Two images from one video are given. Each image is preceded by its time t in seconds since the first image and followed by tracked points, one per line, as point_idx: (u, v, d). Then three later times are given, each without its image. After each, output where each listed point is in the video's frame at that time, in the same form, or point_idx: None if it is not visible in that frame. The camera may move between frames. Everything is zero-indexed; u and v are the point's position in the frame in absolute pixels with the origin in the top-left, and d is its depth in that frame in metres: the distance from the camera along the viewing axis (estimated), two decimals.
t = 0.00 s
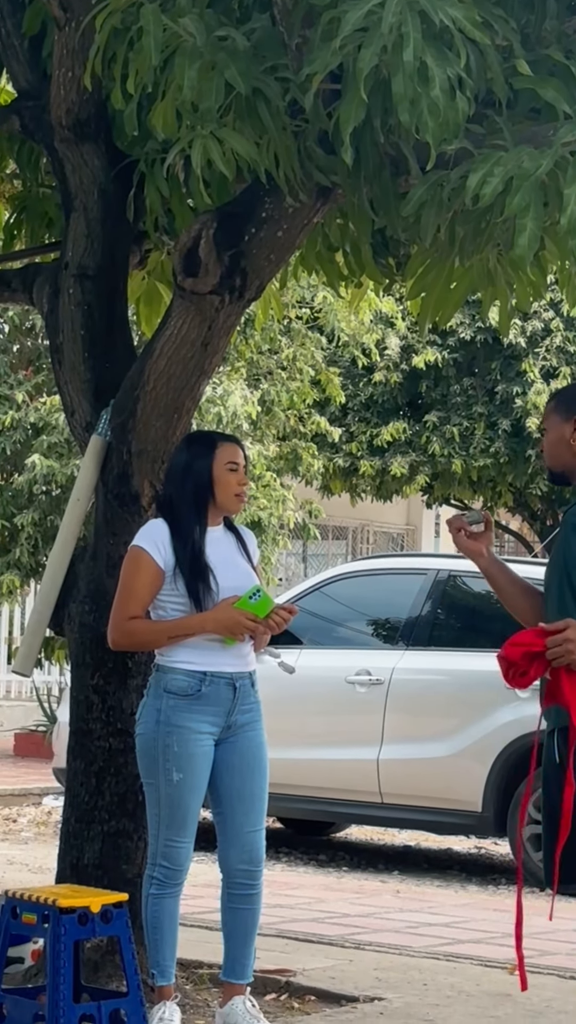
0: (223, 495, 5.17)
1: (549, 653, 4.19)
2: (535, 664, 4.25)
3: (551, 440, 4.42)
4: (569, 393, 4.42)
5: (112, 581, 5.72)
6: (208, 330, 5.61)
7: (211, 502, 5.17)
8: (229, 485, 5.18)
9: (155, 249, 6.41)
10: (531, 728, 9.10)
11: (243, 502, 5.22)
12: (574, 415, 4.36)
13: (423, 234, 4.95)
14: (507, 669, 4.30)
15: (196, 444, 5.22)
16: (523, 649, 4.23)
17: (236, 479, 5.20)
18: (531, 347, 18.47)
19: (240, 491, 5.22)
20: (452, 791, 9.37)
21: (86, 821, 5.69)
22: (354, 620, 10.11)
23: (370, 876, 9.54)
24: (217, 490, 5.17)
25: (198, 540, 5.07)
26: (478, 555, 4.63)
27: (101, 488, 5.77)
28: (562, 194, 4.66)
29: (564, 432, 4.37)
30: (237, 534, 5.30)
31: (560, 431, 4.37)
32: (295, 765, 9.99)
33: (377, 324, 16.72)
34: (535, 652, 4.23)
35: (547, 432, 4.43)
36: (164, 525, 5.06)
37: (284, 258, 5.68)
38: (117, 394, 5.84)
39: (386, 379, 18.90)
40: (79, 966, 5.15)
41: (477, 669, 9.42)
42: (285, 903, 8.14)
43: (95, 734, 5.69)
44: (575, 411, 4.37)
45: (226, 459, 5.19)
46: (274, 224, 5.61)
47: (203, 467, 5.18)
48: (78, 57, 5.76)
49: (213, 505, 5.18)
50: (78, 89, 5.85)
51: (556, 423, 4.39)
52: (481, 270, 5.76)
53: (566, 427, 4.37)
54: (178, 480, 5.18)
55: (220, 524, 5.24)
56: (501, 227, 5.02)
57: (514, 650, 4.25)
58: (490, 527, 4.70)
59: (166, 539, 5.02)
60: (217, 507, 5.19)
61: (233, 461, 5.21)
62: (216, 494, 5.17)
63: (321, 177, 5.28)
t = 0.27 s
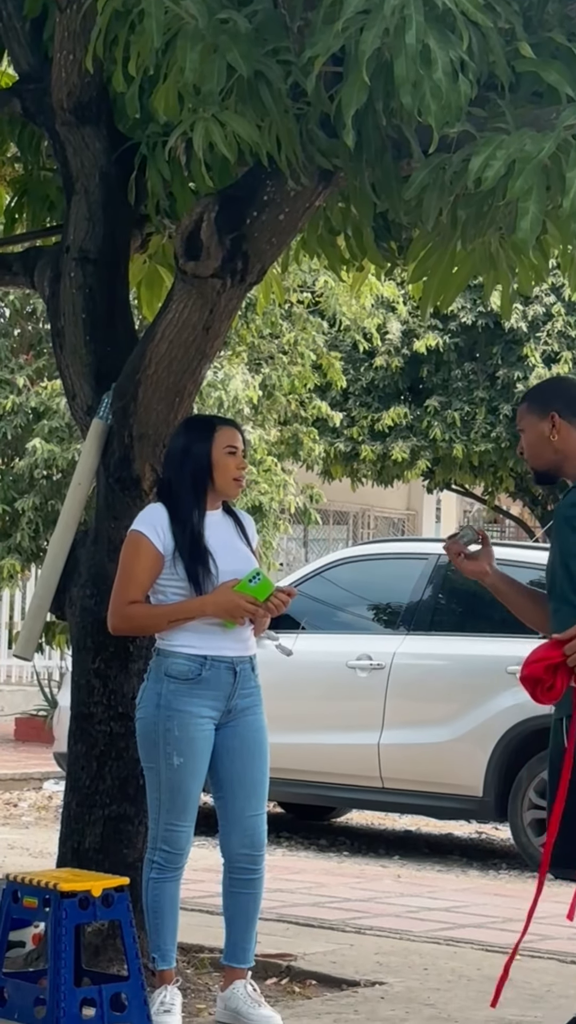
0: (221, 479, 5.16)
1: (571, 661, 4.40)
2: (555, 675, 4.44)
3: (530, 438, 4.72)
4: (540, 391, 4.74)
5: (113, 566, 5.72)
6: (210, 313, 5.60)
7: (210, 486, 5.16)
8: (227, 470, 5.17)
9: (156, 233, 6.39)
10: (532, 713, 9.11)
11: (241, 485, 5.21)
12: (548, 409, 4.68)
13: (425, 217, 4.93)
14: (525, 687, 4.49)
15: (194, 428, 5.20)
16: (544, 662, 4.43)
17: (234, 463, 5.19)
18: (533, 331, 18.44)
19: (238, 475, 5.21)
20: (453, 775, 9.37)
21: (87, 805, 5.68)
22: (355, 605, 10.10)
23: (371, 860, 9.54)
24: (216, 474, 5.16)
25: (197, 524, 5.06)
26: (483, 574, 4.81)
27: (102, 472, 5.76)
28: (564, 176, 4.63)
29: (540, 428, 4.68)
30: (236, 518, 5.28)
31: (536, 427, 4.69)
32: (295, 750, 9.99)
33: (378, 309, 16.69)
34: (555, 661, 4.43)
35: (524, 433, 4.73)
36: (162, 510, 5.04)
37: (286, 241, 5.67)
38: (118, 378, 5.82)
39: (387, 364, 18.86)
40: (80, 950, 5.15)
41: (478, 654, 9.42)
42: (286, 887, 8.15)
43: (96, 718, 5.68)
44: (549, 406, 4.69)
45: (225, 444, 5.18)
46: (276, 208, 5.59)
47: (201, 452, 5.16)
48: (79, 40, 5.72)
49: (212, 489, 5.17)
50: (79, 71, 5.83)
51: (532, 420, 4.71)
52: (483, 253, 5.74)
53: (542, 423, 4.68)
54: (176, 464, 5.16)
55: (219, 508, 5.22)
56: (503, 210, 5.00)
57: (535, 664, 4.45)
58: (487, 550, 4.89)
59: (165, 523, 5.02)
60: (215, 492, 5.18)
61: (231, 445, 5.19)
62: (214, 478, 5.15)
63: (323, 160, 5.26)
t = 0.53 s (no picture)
0: (222, 461, 5.15)
1: None
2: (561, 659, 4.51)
3: (519, 424, 4.82)
4: (532, 377, 4.81)
5: (117, 546, 5.72)
6: (215, 293, 5.59)
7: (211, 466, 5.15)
8: (228, 450, 5.15)
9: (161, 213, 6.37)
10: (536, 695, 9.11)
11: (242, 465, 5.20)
12: (539, 397, 4.77)
13: (431, 198, 4.91)
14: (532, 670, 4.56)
15: (195, 409, 5.18)
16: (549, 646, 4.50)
17: (235, 443, 5.17)
18: (537, 313, 18.40)
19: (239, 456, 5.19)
20: (456, 758, 9.38)
21: (91, 786, 5.69)
22: (359, 588, 10.10)
23: (374, 842, 9.55)
24: (217, 454, 5.14)
25: (198, 504, 5.05)
26: (478, 583, 4.79)
27: (107, 453, 5.75)
28: (571, 157, 4.61)
29: (530, 415, 4.78)
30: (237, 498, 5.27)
31: (527, 414, 4.78)
32: (299, 732, 9.99)
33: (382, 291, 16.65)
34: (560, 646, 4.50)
35: (514, 419, 4.82)
36: (162, 489, 5.03)
37: (291, 221, 5.65)
38: (123, 360, 5.80)
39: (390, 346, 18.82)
40: (85, 929, 5.15)
41: (481, 636, 9.42)
42: (291, 869, 8.16)
43: (101, 699, 5.69)
44: (540, 393, 4.78)
45: (226, 424, 5.16)
46: (281, 188, 5.56)
47: (203, 433, 5.14)
48: (84, 18, 5.70)
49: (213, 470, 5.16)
50: (85, 51, 5.80)
51: (522, 406, 4.80)
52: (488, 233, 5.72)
53: (532, 412, 4.77)
54: (177, 446, 5.15)
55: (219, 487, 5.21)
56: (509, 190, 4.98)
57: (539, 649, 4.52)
58: (477, 553, 4.84)
59: (166, 502, 5.01)
60: (216, 473, 5.17)
61: (232, 425, 5.18)
62: (216, 459, 5.15)
63: (329, 140, 5.23)
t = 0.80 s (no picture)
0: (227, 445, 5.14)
1: None
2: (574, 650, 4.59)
3: (516, 411, 4.84)
4: (533, 364, 4.85)
5: (125, 529, 5.71)
6: (224, 277, 5.59)
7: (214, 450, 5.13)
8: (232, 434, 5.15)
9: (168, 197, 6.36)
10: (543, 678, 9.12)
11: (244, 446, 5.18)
12: (538, 386, 4.80)
13: (439, 180, 4.89)
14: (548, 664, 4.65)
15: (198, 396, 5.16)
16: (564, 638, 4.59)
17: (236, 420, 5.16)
18: (544, 297, 18.37)
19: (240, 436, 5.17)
20: (464, 742, 9.38)
21: (99, 769, 5.69)
22: (366, 572, 10.09)
23: (382, 826, 9.57)
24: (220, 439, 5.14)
25: (208, 487, 5.07)
26: (476, 578, 4.76)
27: (114, 436, 5.75)
28: None
29: (528, 403, 4.80)
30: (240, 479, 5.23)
31: (525, 401, 4.80)
32: (306, 716, 10.00)
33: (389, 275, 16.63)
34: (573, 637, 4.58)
35: (511, 405, 4.84)
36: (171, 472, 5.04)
37: (299, 203, 5.64)
38: (131, 342, 5.80)
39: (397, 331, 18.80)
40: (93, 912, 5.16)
41: (489, 620, 9.42)
42: (298, 852, 8.18)
43: (109, 682, 5.69)
44: (539, 381, 4.81)
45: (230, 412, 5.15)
46: (290, 170, 5.55)
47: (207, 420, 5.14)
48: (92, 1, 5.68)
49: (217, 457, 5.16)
50: (93, 34, 5.79)
51: (520, 394, 4.82)
52: (497, 216, 5.70)
53: (530, 399, 4.80)
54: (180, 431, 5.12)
55: (221, 471, 5.19)
56: (518, 173, 4.96)
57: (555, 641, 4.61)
58: (472, 548, 4.81)
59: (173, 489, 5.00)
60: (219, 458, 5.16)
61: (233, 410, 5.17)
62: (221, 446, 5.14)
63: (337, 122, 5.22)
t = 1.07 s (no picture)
0: (234, 432, 5.13)
1: None
2: None
3: (526, 391, 4.86)
4: (544, 346, 4.88)
5: (134, 514, 5.71)
6: (231, 261, 5.59)
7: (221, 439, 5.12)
8: (238, 422, 5.13)
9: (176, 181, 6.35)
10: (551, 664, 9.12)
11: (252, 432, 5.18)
12: (548, 368, 4.83)
13: (447, 164, 4.87)
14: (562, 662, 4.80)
15: (204, 381, 5.13)
16: None
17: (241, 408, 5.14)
18: (553, 284, 18.34)
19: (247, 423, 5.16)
20: (472, 728, 9.39)
21: (107, 753, 5.70)
22: (374, 558, 10.09)
23: (390, 812, 9.58)
24: (228, 427, 5.12)
25: (214, 474, 5.05)
26: (483, 562, 4.78)
27: (123, 420, 5.75)
28: None
29: (538, 385, 4.83)
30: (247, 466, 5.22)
31: (535, 382, 4.83)
32: (314, 702, 10.01)
33: (398, 261, 16.60)
34: None
35: (521, 386, 4.87)
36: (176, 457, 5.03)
37: (307, 188, 5.64)
38: (139, 326, 5.79)
39: (406, 317, 18.77)
40: (101, 896, 5.17)
41: (497, 607, 9.41)
42: (306, 837, 8.19)
43: (117, 666, 5.70)
44: (549, 362, 4.85)
45: (237, 397, 5.12)
46: (298, 154, 5.55)
47: (213, 406, 5.11)
48: None
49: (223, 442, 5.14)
50: (101, 18, 5.77)
51: (531, 375, 4.85)
52: (505, 201, 5.69)
53: (540, 381, 4.83)
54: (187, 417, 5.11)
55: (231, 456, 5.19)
56: (527, 157, 4.94)
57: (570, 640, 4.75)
58: (478, 530, 4.82)
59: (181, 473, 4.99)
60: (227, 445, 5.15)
61: (242, 400, 5.14)
62: (227, 432, 5.12)
63: (345, 106, 5.20)
